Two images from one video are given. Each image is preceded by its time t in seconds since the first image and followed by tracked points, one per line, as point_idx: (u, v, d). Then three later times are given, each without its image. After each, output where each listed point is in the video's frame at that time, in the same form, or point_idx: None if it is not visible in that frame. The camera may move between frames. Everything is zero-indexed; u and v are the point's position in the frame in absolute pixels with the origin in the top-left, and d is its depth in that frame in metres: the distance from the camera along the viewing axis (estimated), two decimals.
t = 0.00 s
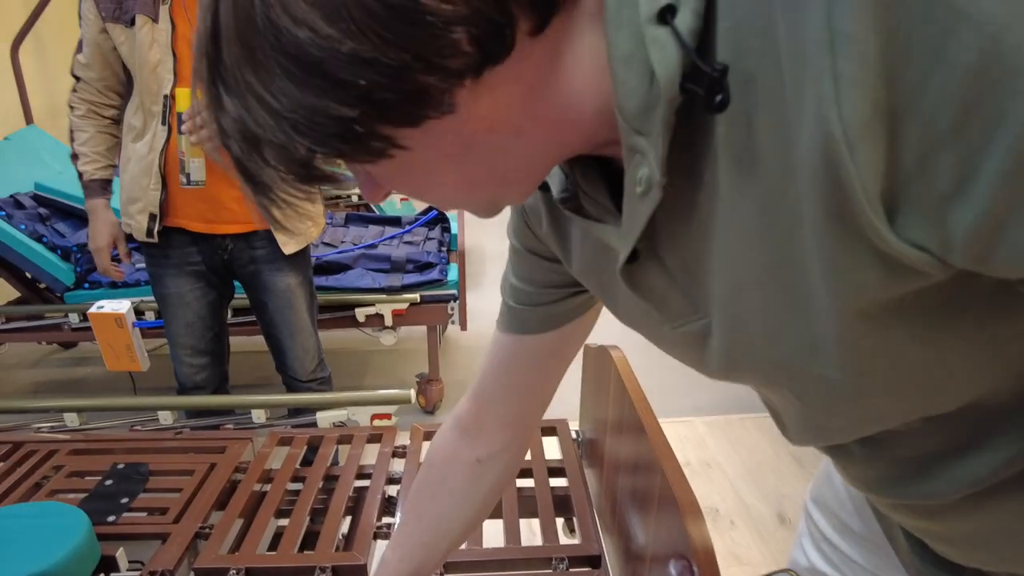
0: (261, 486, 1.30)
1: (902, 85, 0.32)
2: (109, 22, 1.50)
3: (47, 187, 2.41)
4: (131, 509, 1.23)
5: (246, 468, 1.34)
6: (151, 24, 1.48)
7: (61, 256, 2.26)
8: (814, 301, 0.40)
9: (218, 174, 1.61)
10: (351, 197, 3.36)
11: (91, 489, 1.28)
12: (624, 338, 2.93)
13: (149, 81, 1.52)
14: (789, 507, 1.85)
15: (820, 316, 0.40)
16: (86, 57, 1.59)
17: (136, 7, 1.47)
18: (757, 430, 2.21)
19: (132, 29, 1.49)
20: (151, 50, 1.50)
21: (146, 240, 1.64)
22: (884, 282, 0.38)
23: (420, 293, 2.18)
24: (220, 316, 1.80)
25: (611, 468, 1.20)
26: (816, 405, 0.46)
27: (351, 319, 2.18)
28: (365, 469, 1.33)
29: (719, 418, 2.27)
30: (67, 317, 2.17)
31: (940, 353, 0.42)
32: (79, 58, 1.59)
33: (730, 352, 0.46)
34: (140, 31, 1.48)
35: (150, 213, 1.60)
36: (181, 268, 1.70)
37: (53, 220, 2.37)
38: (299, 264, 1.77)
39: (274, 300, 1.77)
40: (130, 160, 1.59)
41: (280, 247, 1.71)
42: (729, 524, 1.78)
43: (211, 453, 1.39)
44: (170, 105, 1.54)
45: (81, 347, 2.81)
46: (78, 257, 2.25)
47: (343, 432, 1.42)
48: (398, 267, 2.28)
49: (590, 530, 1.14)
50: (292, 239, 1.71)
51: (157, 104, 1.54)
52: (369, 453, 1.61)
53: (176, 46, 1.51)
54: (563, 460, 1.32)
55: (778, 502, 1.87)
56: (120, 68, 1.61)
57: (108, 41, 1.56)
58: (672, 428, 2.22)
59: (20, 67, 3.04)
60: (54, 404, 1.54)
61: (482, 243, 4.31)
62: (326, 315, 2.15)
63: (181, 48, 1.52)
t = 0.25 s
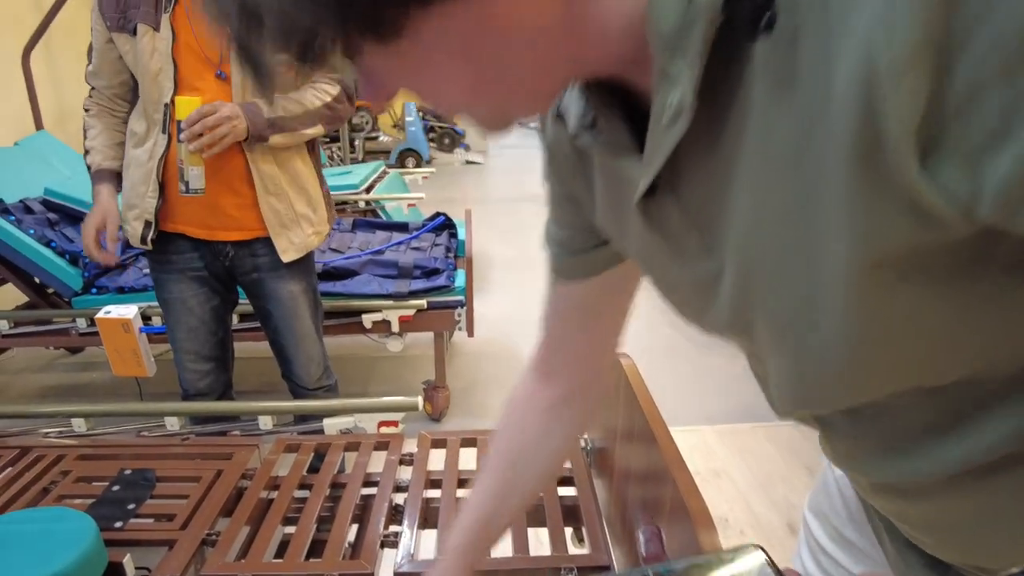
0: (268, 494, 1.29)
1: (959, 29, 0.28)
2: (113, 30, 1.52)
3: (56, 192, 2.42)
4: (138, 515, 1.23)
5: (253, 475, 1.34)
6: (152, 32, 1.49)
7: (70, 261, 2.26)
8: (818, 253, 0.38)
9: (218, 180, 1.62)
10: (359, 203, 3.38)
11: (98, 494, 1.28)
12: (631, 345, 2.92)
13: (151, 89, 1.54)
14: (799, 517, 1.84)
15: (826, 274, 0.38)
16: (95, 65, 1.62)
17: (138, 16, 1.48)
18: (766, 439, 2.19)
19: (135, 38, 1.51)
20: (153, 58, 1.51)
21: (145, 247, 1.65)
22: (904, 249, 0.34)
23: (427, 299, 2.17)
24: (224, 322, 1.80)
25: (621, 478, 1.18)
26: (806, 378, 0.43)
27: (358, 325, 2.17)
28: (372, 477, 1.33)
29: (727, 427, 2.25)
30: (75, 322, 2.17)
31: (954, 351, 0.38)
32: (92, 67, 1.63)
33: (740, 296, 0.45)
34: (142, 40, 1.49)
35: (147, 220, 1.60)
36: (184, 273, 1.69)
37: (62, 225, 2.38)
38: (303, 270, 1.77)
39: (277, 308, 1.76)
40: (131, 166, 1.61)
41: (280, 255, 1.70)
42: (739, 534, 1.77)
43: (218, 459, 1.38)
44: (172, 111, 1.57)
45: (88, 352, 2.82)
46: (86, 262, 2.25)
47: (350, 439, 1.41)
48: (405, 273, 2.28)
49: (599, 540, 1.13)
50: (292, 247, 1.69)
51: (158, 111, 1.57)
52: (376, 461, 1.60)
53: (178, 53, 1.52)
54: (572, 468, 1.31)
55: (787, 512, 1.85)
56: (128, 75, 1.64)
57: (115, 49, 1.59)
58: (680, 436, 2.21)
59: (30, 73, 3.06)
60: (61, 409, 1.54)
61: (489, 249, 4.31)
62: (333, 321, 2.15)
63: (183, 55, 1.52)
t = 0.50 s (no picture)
0: (277, 496, 1.29)
1: None
2: (118, 40, 1.54)
3: (67, 195, 2.42)
4: (147, 517, 1.23)
5: (262, 477, 1.33)
6: (155, 44, 1.52)
7: (80, 263, 2.26)
8: (851, 154, 0.36)
9: (224, 190, 1.64)
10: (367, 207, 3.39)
11: (107, 495, 1.28)
12: (640, 350, 2.91)
13: (156, 100, 1.57)
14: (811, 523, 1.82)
15: (852, 158, 0.36)
16: (97, 71, 1.61)
17: (143, 28, 1.51)
18: (776, 445, 2.18)
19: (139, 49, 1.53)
20: (157, 69, 1.54)
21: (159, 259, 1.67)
22: (946, 125, 0.33)
23: (435, 303, 2.17)
24: (232, 331, 1.79)
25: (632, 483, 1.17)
26: (811, 286, 0.42)
27: (366, 328, 2.17)
28: (381, 480, 1.32)
29: (737, 433, 2.24)
30: (85, 324, 2.18)
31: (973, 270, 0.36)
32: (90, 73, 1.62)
33: (767, 197, 0.43)
34: (146, 52, 1.52)
35: (160, 233, 1.63)
36: (195, 280, 1.70)
37: (73, 227, 2.39)
38: (323, 278, 1.75)
39: (297, 315, 1.74)
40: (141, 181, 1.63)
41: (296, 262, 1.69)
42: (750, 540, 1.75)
43: (227, 461, 1.38)
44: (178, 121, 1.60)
45: (97, 354, 2.83)
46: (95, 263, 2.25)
47: (359, 442, 1.41)
48: (414, 276, 2.28)
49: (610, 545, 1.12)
50: (306, 254, 1.69)
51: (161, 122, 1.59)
52: (384, 464, 1.60)
53: (183, 65, 1.57)
54: (582, 473, 1.30)
55: (798, 517, 1.84)
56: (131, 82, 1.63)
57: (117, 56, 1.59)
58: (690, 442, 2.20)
59: (43, 77, 3.09)
60: (71, 410, 1.55)
61: (496, 253, 4.31)
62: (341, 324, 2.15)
63: (187, 67, 1.58)
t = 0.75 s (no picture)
0: (283, 497, 1.28)
1: None
2: (162, 42, 1.41)
3: (76, 196, 2.43)
4: (154, 517, 1.23)
5: (269, 478, 1.33)
6: (200, 48, 1.40)
7: (89, 264, 2.26)
8: (893, 62, 0.47)
9: (264, 199, 1.58)
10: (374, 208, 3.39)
11: (115, 495, 1.28)
12: (647, 353, 2.89)
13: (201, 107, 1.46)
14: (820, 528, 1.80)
15: (888, 67, 0.47)
16: (138, 73, 1.46)
17: (187, 30, 1.39)
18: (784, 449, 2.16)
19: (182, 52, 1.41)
20: (202, 75, 1.43)
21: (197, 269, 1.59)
22: (962, 55, 0.42)
23: (442, 304, 2.17)
24: (258, 346, 1.70)
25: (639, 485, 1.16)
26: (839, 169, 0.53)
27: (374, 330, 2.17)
28: (388, 481, 1.32)
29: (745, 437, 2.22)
30: (93, 324, 2.18)
31: (961, 191, 0.45)
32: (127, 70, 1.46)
33: (824, 98, 0.55)
34: (191, 56, 1.41)
35: (201, 243, 1.56)
36: (229, 292, 1.61)
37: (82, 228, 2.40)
38: (380, 285, 1.64)
39: (353, 321, 1.61)
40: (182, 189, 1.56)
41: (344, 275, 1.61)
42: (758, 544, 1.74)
43: (234, 462, 1.38)
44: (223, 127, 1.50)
45: (105, 354, 2.84)
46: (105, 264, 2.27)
47: (366, 443, 1.40)
48: (421, 277, 2.28)
49: (617, 550, 1.11)
50: (357, 265, 1.60)
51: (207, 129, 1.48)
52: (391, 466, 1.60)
53: (228, 71, 1.46)
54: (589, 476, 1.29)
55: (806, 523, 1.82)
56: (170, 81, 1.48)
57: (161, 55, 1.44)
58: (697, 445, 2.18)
59: (53, 79, 3.10)
60: (79, 409, 1.55)
61: (503, 255, 4.30)
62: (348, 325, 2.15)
63: (232, 74, 1.47)
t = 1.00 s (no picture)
0: (290, 495, 1.30)
1: None
2: (287, 63, 1.31)
3: (88, 196, 2.44)
4: (163, 514, 1.24)
5: (276, 476, 1.34)
6: (325, 69, 1.29)
7: (100, 264, 2.28)
8: None
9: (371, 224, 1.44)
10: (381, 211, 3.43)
11: (124, 493, 1.30)
12: (652, 354, 2.90)
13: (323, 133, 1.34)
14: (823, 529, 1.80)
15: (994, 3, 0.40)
16: (257, 86, 1.34)
17: (313, 52, 1.28)
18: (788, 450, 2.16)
19: (307, 75, 1.30)
20: (326, 99, 1.31)
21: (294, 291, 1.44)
22: None
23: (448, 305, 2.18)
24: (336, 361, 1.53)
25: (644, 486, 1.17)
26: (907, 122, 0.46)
27: (380, 330, 2.18)
28: (394, 480, 1.32)
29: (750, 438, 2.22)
30: (103, 324, 2.21)
31: None
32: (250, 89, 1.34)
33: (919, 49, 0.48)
34: (317, 79, 1.30)
35: (303, 269, 1.40)
36: (320, 306, 1.46)
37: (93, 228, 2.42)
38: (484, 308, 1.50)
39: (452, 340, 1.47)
40: (290, 212, 1.40)
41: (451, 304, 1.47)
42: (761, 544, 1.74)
43: (242, 460, 1.39)
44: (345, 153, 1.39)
45: (114, 354, 2.86)
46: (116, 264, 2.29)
47: (372, 442, 1.41)
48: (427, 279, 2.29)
49: (621, 548, 1.12)
50: (466, 295, 1.47)
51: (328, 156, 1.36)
52: (397, 465, 1.61)
53: (352, 98, 1.35)
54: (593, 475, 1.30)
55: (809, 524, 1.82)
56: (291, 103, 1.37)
57: (285, 74, 1.33)
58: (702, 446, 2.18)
59: (66, 82, 3.14)
60: (90, 408, 1.57)
61: (508, 257, 4.32)
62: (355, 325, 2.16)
63: (357, 97, 1.35)
